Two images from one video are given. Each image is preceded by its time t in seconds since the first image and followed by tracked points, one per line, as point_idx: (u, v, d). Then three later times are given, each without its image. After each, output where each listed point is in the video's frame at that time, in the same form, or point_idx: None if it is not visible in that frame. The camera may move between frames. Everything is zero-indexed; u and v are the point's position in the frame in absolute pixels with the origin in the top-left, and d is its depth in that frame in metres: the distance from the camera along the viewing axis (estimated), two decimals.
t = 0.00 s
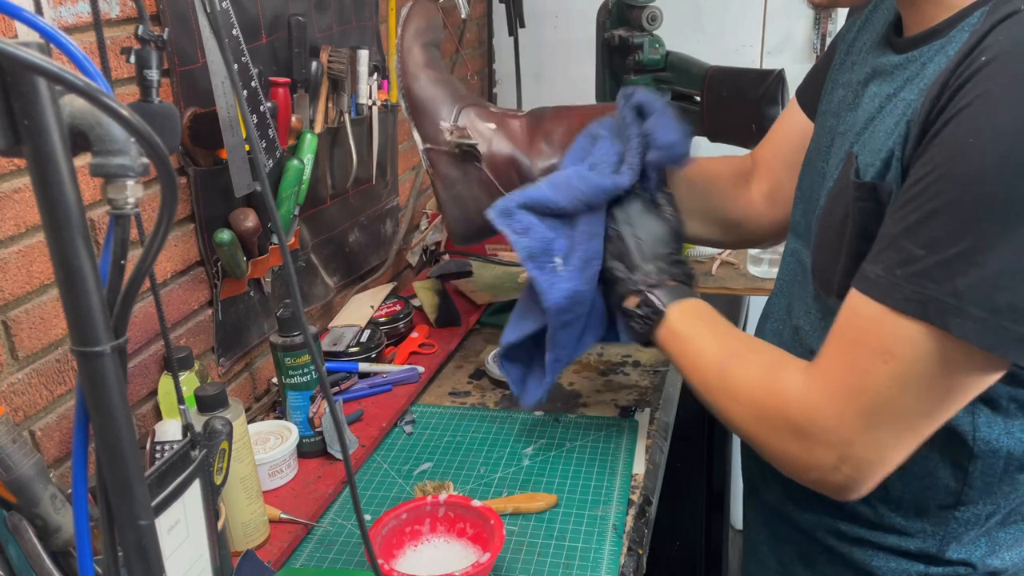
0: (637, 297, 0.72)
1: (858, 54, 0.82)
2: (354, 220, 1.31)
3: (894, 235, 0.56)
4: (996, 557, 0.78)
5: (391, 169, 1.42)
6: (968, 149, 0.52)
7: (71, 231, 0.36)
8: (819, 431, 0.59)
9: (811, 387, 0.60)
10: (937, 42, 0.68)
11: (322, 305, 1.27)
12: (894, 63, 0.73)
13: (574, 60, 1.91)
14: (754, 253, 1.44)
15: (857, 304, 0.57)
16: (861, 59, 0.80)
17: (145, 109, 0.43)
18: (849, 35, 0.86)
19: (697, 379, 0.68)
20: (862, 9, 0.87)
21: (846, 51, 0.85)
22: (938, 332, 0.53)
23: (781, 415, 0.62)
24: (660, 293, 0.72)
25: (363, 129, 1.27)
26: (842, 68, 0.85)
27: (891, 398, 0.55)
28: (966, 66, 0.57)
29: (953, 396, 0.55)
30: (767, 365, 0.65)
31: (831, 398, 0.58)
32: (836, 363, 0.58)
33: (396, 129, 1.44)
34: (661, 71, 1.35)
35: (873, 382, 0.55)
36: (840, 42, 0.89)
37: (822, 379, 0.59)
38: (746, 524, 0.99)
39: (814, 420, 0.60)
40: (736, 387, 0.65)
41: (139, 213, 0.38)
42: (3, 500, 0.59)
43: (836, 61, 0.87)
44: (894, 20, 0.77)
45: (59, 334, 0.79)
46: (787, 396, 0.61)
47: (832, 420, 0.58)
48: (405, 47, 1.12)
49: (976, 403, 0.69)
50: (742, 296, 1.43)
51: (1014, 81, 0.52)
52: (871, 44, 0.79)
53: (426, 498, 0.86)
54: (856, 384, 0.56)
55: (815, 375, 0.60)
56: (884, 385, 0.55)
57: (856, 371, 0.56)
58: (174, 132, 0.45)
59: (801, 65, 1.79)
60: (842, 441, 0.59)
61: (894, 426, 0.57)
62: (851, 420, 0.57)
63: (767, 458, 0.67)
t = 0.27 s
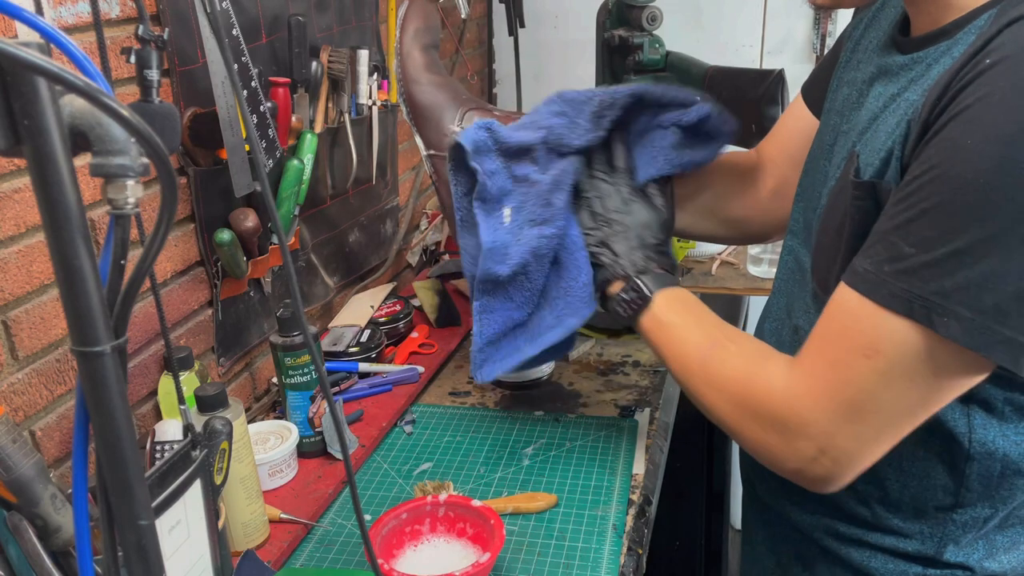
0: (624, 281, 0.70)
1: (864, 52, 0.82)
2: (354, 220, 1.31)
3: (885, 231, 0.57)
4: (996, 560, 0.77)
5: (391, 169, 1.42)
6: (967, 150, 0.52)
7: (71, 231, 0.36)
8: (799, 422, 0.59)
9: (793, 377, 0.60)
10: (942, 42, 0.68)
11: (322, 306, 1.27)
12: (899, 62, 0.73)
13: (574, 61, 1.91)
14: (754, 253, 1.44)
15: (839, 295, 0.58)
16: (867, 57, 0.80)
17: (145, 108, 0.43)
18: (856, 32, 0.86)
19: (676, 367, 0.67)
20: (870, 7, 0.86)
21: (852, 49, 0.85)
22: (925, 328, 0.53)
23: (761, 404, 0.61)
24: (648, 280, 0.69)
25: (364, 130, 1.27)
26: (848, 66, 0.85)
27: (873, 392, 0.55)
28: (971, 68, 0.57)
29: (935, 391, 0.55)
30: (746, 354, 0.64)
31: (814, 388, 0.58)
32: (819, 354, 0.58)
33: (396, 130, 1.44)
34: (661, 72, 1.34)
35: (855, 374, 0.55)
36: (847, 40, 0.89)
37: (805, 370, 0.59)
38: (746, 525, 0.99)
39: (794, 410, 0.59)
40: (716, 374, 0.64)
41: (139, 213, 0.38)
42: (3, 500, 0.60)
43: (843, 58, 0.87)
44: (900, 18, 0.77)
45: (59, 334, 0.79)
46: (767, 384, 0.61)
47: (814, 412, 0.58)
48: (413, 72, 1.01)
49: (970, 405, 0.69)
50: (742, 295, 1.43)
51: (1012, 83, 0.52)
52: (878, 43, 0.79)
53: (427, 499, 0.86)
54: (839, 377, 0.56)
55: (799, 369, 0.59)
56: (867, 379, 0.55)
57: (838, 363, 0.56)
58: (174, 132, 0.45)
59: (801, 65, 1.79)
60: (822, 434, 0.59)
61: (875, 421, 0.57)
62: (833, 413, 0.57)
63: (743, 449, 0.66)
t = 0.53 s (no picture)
0: (627, 287, 0.75)
1: (866, 55, 0.82)
2: (354, 220, 1.31)
3: (891, 238, 0.56)
4: (996, 563, 0.78)
5: (391, 169, 1.42)
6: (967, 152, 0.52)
7: (71, 231, 0.36)
8: (807, 425, 0.60)
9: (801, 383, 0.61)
10: (945, 45, 0.68)
11: (322, 306, 1.27)
12: (901, 64, 0.73)
13: (574, 60, 1.91)
14: (754, 253, 1.44)
15: (849, 301, 0.58)
16: (869, 60, 0.81)
17: (145, 108, 0.43)
18: (857, 34, 0.86)
19: (688, 365, 0.69)
20: (871, 10, 0.86)
21: (853, 52, 0.85)
22: (934, 335, 0.53)
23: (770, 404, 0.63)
24: (650, 282, 0.73)
25: (364, 130, 1.27)
26: (849, 69, 0.85)
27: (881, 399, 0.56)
28: (976, 75, 0.57)
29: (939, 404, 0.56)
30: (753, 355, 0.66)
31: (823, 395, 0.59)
32: (829, 360, 0.58)
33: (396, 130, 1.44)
34: (661, 72, 1.35)
35: (864, 382, 0.56)
36: (848, 42, 0.89)
37: (814, 376, 0.59)
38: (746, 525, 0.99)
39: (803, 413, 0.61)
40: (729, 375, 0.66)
41: (139, 213, 0.38)
42: (2, 500, 0.60)
43: (843, 61, 0.88)
44: (902, 20, 0.77)
45: (59, 334, 0.79)
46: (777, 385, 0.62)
47: (822, 417, 0.59)
48: None
49: (974, 409, 0.69)
50: (742, 296, 1.43)
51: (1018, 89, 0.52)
52: (879, 45, 0.79)
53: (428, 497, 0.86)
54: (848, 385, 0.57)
55: (807, 372, 0.60)
56: (876, 388, 0.55)
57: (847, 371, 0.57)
58: (174, 132, 0.45)
59: (802, 64, 1.79)
60: (830, 438, 0.60)
61: (883, 426, 0.58)
62: (841, 418, 0.58)
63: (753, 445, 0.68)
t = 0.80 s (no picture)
0: (614, 259, 0.70)
1: (864, 54, 0.82)
2: (354, 220, 1.31)
3: (884, 228, 0.57)
4: (995, 563, 0.78)
5: (391, 169, 1.42)
6: (949, 151, 0.53)
7: (71, 230, 0.36)
8: (802, 416, 0.60)
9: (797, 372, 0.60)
10: (942, 42, 0.68)
11: (322, 306, 1.27)
12: (898, 62, 0.73)
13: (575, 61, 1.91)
14: (754, 253, 1.44)
15: (841, 292, 0.58)
16: (866, 59, 0.81)
17: (145, 108, 0.43)
18: (855, 34, 0.87)
19: (678, 352, 0.68)
20: (870, 9, 0.87)
21: (852, 51, 0.85)
22: (924, 327, 0.54)
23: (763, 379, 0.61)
24: (637, 257, 0.69)
25: (364, 130, 1.27)
26: (847, 68, 0.85)
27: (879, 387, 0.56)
28: (970, 70, 0.56)
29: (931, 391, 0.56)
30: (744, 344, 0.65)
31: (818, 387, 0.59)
32: (825, 351, 0.58)
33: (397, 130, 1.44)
34: (662, 72, 1.34)
35: (860, 376, 0.56)
36: (846, 42, 0.89)
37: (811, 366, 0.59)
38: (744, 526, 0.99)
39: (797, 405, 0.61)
40: (720, 365, 0.65)
41: (139, 213, 0.38)
42: (3, 500, 0.60)
43: (842, 60, 0.88)
44: (900, 19, 0.77)
45: (59, 334, 0.79)
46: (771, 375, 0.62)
47: (817, 410, 0.59)
48: None
49: (968, 406, 0.69)
50: (742, 296, 1.43)
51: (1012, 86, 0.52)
52: (877, 44, 0.79)
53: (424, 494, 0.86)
54: (842, 377, 0.57)
55: (802, 363, 0.60)
56: (875, 381, 0.55)
57: (845, 364, 0.56)
58: (174, 132, 0.45)
59: (802, 64, 1.79)
60: (826, 430, 0.60)
61: (877, 419, 0.58)
62: (836, 411, 0.58)
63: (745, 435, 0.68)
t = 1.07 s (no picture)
0: (615, 268, 0.72)
1: (864, 55, 0.82)
2: (354, 220, 1.32)
3: (885, 232, 0.57)
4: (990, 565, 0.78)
5: (391, 169, 1.42)
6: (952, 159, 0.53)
7: (71, 230, 0.36)
8: (804, 422, 0.60)
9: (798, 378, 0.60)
10: (944, 44, 0.68)
11: (322, 306, 1.27)
12: (900, 64, 0.73)
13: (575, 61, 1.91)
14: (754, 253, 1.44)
15: (840, 295, 0.58)
16: (867, 60, 0.81)
17: (145, 108, 0.43)
18: (856, 36, 0.87)
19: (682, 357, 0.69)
20: (870, 11, 0.87)
21: (852, 53, 0.86)
22: (926, 330, 0.54)
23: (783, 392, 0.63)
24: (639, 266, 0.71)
25: (364, 130, 1.27)
26: (848, 69, 0.85)
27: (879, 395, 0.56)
28: (973, 73, 0.57)
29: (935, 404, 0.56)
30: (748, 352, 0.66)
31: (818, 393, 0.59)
32: (826, 357, 0.58)
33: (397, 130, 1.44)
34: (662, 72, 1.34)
35: (861, 383, 0.56)
36: (846, 44, 0.89)
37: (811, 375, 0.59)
38: (743, 527, 0.99)
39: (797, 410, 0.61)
40: (722, 371, 0.66)
41: (139, 214, 0.38)
42: (3, 500, 0.60)
43: (842, 61, 0.87)
44: (901, 21, 0.77)
45: (59, 334, 0.79)
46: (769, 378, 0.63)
47: (820, 418, 0.59)
48: None
49: (970, 409, 0.69)
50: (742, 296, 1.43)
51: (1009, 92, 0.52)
52: (878, 45, 0.79)
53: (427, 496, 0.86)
54: (844, 386, 0.57)
55: (802, 369, 0.60)
56: (875, 385, 0.56)
57: (844, 373, 0.57)
58: (174, 131, 0.45)
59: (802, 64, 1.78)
60: (827, 438, 0.60)
61: (880, 426, 0.58)
62: (840, 418, 0.58)
63: (748, 439, 0.68)
